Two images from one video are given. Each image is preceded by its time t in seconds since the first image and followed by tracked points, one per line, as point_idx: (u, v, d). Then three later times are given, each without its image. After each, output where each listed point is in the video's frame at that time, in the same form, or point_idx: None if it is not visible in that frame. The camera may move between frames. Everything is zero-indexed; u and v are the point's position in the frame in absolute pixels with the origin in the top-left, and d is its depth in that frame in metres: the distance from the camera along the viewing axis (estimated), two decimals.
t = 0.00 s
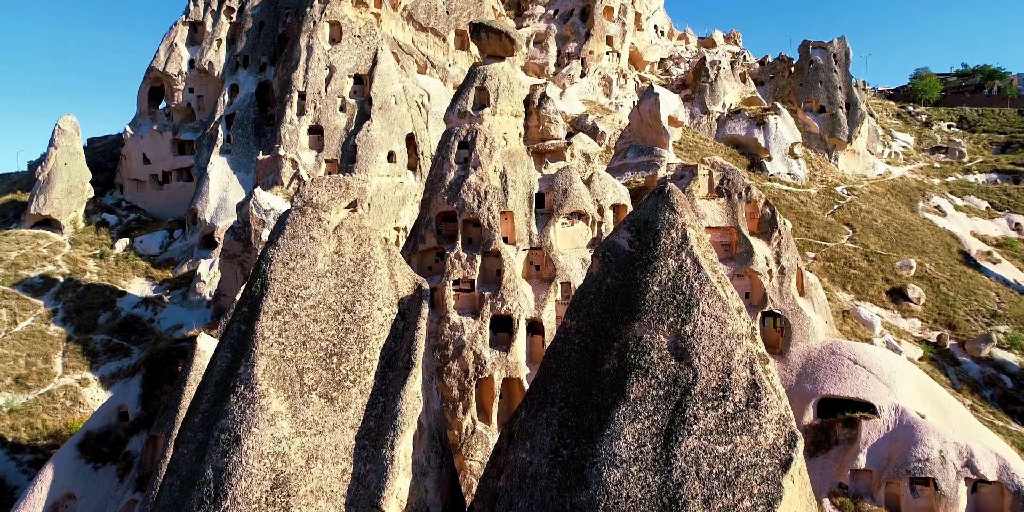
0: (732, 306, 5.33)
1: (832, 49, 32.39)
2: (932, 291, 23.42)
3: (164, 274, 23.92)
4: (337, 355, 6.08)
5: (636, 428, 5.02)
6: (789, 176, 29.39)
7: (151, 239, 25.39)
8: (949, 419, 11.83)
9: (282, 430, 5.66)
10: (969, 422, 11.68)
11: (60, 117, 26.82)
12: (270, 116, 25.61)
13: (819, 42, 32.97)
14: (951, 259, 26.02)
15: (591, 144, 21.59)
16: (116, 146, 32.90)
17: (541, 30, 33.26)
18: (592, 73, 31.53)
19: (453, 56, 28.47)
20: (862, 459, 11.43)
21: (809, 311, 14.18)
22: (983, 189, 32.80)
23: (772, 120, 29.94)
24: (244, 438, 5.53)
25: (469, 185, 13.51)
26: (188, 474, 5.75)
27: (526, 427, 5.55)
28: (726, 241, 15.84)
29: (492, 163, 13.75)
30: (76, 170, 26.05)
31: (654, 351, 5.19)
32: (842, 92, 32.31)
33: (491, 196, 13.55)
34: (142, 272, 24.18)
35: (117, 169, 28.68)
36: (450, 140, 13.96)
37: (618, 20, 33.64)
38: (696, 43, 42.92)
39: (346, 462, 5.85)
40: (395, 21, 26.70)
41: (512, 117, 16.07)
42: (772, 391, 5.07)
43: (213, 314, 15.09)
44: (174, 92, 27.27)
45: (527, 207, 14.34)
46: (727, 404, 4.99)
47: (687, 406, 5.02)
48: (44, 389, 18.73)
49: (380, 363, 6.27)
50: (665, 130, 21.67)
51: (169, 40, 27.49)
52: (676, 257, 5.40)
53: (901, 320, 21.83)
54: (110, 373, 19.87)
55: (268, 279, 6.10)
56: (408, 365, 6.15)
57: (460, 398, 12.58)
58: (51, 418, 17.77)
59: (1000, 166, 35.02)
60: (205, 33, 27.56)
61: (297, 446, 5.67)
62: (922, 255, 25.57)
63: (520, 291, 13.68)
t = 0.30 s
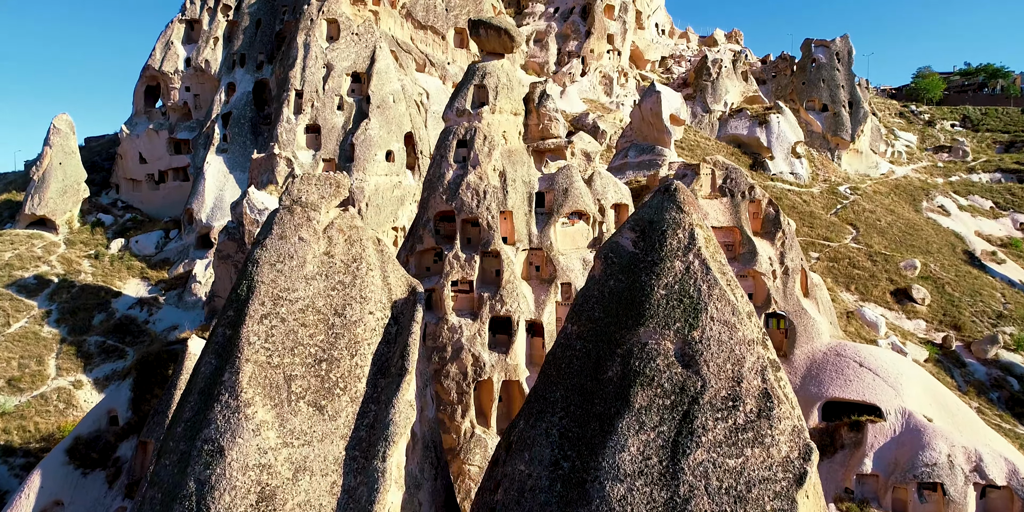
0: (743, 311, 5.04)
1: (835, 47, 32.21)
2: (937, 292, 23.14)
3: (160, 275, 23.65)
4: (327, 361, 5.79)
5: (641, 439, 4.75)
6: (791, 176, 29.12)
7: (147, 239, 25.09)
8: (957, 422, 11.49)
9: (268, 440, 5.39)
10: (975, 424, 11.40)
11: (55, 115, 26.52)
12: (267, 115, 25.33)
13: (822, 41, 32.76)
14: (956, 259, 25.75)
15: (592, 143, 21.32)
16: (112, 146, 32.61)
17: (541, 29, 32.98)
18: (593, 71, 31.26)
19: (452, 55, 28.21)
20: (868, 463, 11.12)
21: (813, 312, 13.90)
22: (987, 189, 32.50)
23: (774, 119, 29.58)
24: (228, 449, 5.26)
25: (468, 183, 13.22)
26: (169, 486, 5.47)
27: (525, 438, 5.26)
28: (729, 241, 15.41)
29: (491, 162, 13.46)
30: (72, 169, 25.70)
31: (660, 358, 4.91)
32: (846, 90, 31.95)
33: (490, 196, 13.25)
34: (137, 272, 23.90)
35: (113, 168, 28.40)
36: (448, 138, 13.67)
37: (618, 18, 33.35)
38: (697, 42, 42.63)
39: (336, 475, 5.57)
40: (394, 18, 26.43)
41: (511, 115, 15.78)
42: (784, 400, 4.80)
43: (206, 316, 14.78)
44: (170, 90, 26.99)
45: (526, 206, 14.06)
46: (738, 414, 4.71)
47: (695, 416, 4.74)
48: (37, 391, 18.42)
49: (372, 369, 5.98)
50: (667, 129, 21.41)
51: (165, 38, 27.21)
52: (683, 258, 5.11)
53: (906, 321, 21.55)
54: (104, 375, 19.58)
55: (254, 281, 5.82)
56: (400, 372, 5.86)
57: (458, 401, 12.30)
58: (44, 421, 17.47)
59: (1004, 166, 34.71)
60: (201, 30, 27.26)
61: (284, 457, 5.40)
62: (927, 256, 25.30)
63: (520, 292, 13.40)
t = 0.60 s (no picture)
0: (751, 316, 4.77)
1: (836, 46, 31.88)
2: (941, 292, 22.88)
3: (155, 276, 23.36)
4: (313, 368, 5.51)
5: (643, 453, 4.48)
6: (793, 175, 28.86)
7: (142, 240, 24.78)
8: (963, 425, 11.17)
9: (251, 451, 5.11)
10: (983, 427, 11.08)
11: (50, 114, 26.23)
12: (263, 114, 25.03)
13: (823, 39, 32.43)
14: (959, 259, 25.48)
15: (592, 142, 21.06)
16: (108, 145, 32.32)
17: (541, 27, 32.71)
18: (592, 70, 30.99)
19: (451, 53, 27.94)
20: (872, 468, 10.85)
21: (817, 314, 13.63)
22: (991, 188, 32.21)
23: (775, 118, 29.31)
24: (208, 461, 4.99)
25: (465, 183, 12.91)
26: (147, 501, 5.19)
27: (521, 449, 4.99)
28: (732, 241, 15.17)
29: (490, 160, 13.16)
30: (66, 168, 25.43)
31: (663, 366, 4.64)
32: (847, 89, 31.68)
33: (488, 195, 12.95)
34: (132, 273, 23.60)
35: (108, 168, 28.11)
36: (445, 137, 13.38)
37: (618, 17, 33.06)
38: (697, 41, 42.37)
39: (322, 488, 5.29)
40: (391, 16, 26.16)
41: (509, 113, 15.51)
42: (795, 410, 4.53)
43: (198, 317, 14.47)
44: (166, 89, 26.71)
45: (525, 206, 13.78)
46: (746, 426, 4.45)
47: (701, 428, 4.47)
48: (29, 394, 18.11)
49: (361, 377, 5.70)
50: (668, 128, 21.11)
51: (160, 36, 26.93)
52: (688, 260, 4.83)
53: (909, 322, 21.29)
54: (97, 378, 19.26)
55: (237, 284, 5.55)
56: (390, 381, 5.58)
57: (455, 404, 12.02)
58: (36, 424, 17.16)
59: (1007, 165, 34.42)
60: (197, 28, 26.99)
61: (268, 469, 5.13)
62: (930, 256, 25.04)
63: (518, 293, 13.13)
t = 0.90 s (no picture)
0: (760, 323, 4.49)
1: (838, 45, 31.63)
2: (945, 293, 22.60)
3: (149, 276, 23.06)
4: (297, 376, 5.23)
5: (645, 469, 4.20)
6: (795, 174, 28.60)
7: (136, 240, 24.47)
8: (970, 430, 10.96)
9: (231, 465, 4.83)
10: (988, 431, 10.83)
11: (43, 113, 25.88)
12: (259, 112, 24.72)
13: (825, 37, 32.19)
14: (963, 260, 25.20)
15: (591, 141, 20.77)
16: (103, 145, 32.00)
17: (540, 26, 32.43)
18: (592, 69, 30.71)
19: (449, 51, 27.67)
20: (879, 474, 10.38)
21: (820, 316, 13.36)
22: (994, 188, 31.88)
23: (777, 117, 29.05)
24: (185, 475, 4.71)
25: (462, 182, 12.62)
26: None
27: (516, 464, 4.70)
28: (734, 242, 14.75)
29: (487, 159, 12.87)
30: (60, 168, 25.02)
31: (667, 376, 4.36)
32: (850, 88, 31.48)
33: (485, 195, 12.66)
34: (126, 273, 23.28)
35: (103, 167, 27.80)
36: (442, 135, 13.09)
37: (618, 15, 32.75)
38: (698, 39, 42.10)
39: (306, 504, 5.01)
40: (389, 14, 25.90)
41: (507, 111, 15.22)
42: (809, 424, 4.24)
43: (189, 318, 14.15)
44: (161, 88, 26.45)
45: (523, 206, 13.49)
46: (756, 441, 4.16)
47: (707, 443, 4.19)
48: (20, 397, 17.78)
49: (347, 386, 5.42)
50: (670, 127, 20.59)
51: (155, 34, 26.64)
52: (692, 264, 4.55)
53: (913, 323, 21.00)
54: (90, 380, 18.93)
55: (218, 288, 5.26)
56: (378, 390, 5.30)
57: (452, 408, 11.76)
58: (27, 427, 16.83)
59: (1010, 164, 34.12)
60: (192, 26, 26.70)
61: (249, 484, 4.86)
62: (934, 256, 24.77)
63: (516, 295, 12.87)
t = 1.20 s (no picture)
0: (774, 333, 4.19)
1: (841, 44, 31.37)
2: (950, 295, 22.30)
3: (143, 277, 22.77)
4: (280, 388, 4.92)
5: (651, 491, 3.89)
6: (797, 174, 28.31)
7: (130, 241, 24.16)
8: (978, 436, 10.39)
9: (208, 484, 4.53)
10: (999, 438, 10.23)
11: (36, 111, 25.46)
12: (255, 111, 24.42)
13: (828, 36, 31.95)
14: (968, 261, 24.91)
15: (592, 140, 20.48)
16: (98, 144, 31.70)
17: (539, 24, 32.14)
18: (592, 68, 30.42)
19: (447, 49, 27.41)
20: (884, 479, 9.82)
21: (824, 318, 13.10)
22: (998, 188, 31.57)
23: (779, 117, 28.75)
24: (158, 495, 4.40)
25: (460, 182, 12.33)
26: None
27: (512, 483, 4.40)
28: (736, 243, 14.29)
29: (485, 159, 12.59)
30: (53, 167, 24.66)
31: (673, 390, 4.07)
32: (852, 87, 31.29)
33: (483, 195, 12.37)
34: (120, 274, 22.97)
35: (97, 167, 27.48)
36: (440, 134, 12.80)
37: (619, 13, 32.43)
38: (699, 38, 41.81)
39: None
40: (386, 12, 25.62)
41: (506, 110, 14.93)
42: (826, 442, 3.95)
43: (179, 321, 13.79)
44: (156, 86, 26.15)
45: (522, 206, 13.19)
46: (772, 461, 3.87)
47: (718, 463, 3.89)
48: (10, 400, 17.43)
49: (334, 398, 5.13)
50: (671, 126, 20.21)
51: (150, 32, 26.34)
52: (701, 270, 4.25)
53: (918, 325, 20.71)
54: (82, 383, 18.59)
55: (197, 294, 4.96)
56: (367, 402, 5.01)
57: (449, 412, 11.48)
58: (16, 431, 16.48)
59: (1014, 164, 33.82)
60: (187, 24, 26.41)
61: (228, 503, 4.56)
62: (938, 257, 24.49)
63: (515, 297, 12.58)
